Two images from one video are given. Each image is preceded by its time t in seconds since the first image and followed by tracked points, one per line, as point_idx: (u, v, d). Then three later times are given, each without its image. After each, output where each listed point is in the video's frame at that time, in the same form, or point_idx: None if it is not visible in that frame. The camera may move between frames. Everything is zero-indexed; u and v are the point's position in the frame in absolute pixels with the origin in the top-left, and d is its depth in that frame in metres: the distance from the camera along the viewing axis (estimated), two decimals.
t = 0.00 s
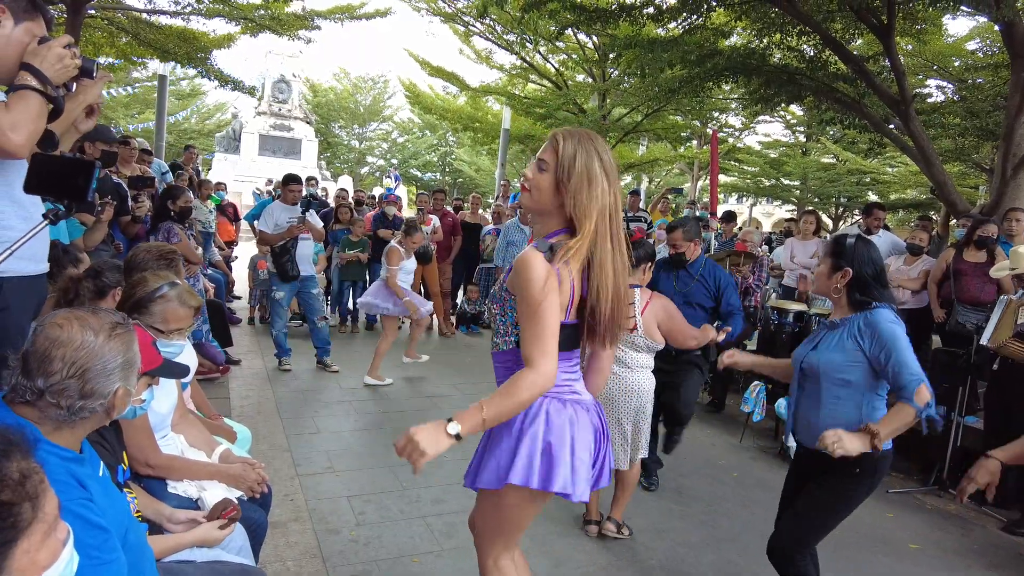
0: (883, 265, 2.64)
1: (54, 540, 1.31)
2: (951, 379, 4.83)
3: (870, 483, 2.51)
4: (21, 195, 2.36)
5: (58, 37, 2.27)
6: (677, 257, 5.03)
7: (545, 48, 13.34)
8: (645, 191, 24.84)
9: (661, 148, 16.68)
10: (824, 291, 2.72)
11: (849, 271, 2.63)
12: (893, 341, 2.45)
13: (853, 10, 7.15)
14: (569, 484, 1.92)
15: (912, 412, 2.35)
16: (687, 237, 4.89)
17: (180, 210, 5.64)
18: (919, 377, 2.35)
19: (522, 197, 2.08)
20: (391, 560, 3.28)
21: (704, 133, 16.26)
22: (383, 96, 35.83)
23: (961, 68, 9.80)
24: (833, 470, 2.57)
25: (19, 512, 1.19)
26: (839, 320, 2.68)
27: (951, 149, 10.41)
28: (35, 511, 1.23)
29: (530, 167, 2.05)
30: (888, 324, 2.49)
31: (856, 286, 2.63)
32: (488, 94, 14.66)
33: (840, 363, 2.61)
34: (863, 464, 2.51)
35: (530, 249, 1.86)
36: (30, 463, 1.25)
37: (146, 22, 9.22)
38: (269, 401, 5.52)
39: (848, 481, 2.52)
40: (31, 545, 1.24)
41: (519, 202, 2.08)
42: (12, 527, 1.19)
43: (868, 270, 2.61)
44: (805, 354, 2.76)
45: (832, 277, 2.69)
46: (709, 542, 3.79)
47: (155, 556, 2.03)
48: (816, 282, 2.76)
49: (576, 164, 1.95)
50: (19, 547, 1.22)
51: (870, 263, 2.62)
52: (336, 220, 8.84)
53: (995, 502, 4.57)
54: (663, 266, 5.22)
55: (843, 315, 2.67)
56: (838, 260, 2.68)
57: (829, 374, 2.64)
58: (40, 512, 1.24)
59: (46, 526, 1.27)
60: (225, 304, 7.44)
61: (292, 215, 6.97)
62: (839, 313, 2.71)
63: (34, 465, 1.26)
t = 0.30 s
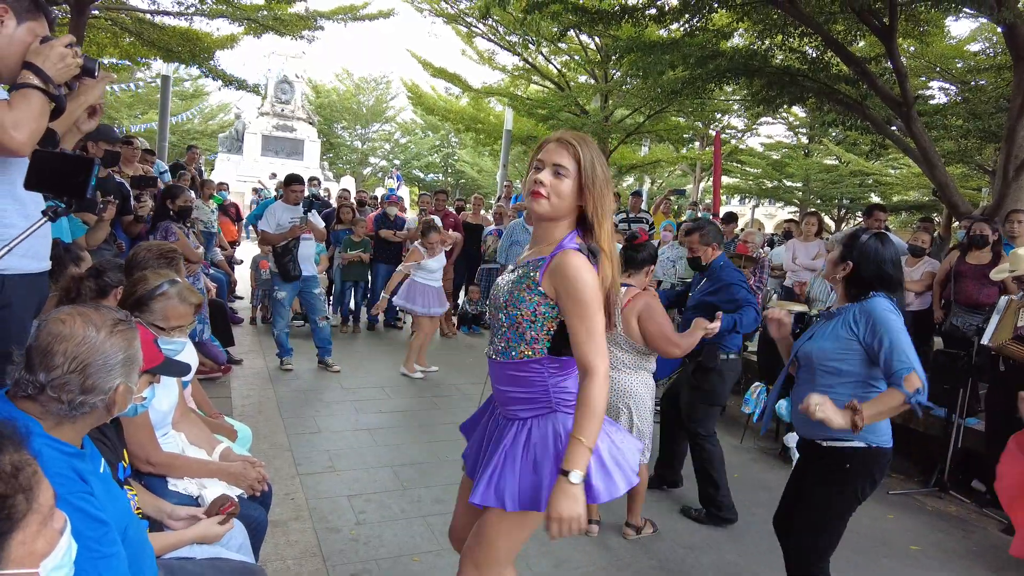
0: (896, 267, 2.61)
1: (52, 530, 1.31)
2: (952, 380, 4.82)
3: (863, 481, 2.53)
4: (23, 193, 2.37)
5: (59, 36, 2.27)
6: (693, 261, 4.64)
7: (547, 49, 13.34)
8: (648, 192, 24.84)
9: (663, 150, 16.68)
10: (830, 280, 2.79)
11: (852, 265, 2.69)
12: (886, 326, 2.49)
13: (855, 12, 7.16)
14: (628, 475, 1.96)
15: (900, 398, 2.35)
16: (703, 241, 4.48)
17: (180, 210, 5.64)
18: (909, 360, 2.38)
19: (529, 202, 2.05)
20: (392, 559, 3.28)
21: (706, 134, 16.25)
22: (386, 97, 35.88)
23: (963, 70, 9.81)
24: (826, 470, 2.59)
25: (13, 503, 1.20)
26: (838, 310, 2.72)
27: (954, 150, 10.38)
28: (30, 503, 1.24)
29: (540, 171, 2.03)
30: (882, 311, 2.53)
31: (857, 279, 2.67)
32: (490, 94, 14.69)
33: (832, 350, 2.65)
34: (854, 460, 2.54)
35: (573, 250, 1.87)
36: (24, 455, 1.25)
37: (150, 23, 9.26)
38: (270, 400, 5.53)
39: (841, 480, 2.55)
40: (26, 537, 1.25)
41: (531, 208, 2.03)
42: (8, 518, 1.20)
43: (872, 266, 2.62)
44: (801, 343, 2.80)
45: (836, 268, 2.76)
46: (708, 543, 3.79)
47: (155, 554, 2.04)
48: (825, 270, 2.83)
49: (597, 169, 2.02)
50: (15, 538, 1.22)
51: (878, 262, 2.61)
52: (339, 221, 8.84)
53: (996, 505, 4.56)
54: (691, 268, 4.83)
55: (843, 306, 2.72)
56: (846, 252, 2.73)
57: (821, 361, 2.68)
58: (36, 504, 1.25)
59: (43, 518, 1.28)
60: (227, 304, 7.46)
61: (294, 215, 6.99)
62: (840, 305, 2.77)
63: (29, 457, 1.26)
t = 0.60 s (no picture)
0: (905, 270, 2.63)
1: (53, 528, 1.32)
2: (952, 382, 4.80)
3: (881, 484, 2.53)
4: (25, 193, 2.37)
5: (62, 37, 2.28)
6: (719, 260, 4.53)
7: (548, 50, 13.33)
8: (648, 193, 24.83)
9: (664, 150, 16.69)
10: (841, 281, 2.80)
11: (865, 268, 2.69)
12: (896, 335, 2.51)
13: (855, 13, 7.16)
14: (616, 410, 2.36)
15: (880, 385, 2.42)
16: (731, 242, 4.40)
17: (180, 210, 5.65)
18: (897, 364, 2.43)
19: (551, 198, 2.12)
20: (392, 560, 3.29)
21: (707, 135, 16.25)
22: (387, 97, 35.89)
23: (963, 71, 9.82)
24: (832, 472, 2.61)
25: (14, 502, 1.21)
26: (850, 313, 2.73)
27: (955, 152, 10.38)
28: (31, 501, 1.24)
29: (563, 171, 2.12)
30: (895, 320, 2.55)
31: (871, 283, 2.69)
32: (491, 95, 14.69)
33: (846, 356, 2.67)
34: (873, 464, 2.55)
35: (610, 248, 2.08)
36: (24, 455, 1.26)
37: (151, 23, 9.27)
38: (271, 400, 5.54)
39: (854, 484, 2.55)
40: (27, 535, 1.25)
41: (555, 206, 2.11)
42: (8, 517, 1.20)
43: (885, 269, 2.64)
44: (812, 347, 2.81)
45: (847, 271, 2.75)
46: (708, 543, 3.79)
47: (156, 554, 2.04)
48: (835, 273, 2.83)
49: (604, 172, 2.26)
50: (16, 536, 1.23)
51: (895, 268, 2.63)
52: (340, 221, 8.85)
53: (997, 505, 4.56)
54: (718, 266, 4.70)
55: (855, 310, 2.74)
56: (856, 255, 2.72)
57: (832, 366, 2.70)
58: (36, 503, 1.25)
59: (43, 516, 1.28)
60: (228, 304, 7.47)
61: (295, 215, 6.99)
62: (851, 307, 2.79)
63: (29, 456, 1.27)
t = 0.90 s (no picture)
0: (892, 270, 2.65)
1: (57, 528, 1.33)
2: (953, 383, 4.80)
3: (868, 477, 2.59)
4: (27, 193, 2.37)
5: (64, 38, 2.29)
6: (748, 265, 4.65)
7: (549, 50, 13.30)
8: (649, 194, 24.80)
9: (665, 151, 16.69)
10: (830, 283, 2.82)
11: (854, 269, 2.70)
12: (884, 337, 2.54)
13: (857, 14, 7.15)
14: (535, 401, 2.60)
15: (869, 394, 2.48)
16: (760, 243, 4.55)
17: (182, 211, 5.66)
18: (887, 373, 2.49)
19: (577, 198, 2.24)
20: (392, 560, 3.29)
21: (708, 136, 16.23)
22: (388, 97, 35.90)
23: (965, 72, 9.80)
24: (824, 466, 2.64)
25: (19, 502, 1.21)
26: (840, 314, 2.76)
27: (956, 153, 10.37)
28: (36, 502, 1.25)
29: (589, 171, 2.25)
30: (882, 322, 2.58)
31: (858, 284, 2.70)
32: (492, 95, 14.69)
33: (836, 356, 2.68)
34: (865, 457, 2.59)
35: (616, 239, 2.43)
36: (28, 455, 1.26)
37: (153, 23, 9.28)
38: (271, 400, 5.54)
39: (849, 476, 2.59)
40: (33, 535, 1.26)
41: (585, 207, 2.24)
42: (13, 517, 1.21)
43: (873, 271, 2.65)
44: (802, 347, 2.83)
45: (838, 273, 2.77)
46: (709, 544, 3.79)
47: (160, 553, 2.05)
48: (824, 273, 2.85)
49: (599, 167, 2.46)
50: (21, 536, 1.23)
51: (883, 271, 2.65)
52: (341, 221, 8.86)
53: (997, 507, 4.56)
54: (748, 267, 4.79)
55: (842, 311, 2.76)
56: (846, 257, 2.74)
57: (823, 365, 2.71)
58: (40, 503, 1.26)
59: (48, 516, 1.29)
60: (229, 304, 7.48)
61: (296, 216, 7.01)
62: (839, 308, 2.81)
63: (33, 457, 1.27)
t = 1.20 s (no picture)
0: (880, 267, 2.68)
1: (63, 533, 1.33)
2: (954, 384, 4.76)
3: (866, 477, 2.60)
4: (29, 195, 2.37)
5: (66, 40, 2.29)
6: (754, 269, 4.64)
7: (550, 51, 13.32)
8: (650, 194, 24.81)
9: (665, 151, 16.70)
10: (818, 284, 2.83)
11: (846, 269, 2.70)
12: (884, 337, 2.54)
13: (858, 15, 7.15)
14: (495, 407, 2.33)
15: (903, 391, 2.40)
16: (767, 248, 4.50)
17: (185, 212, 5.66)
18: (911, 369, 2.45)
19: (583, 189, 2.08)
20: (392, 560, 3.29)
21: (709, 136, 16.24)
22: (389, 97, 35.90)
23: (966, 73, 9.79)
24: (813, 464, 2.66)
25: (25, 507, 1.21)
26: (829, 315, 2.78)
27: (956, 154, 10.37)
28: (42, 506, 1.25)
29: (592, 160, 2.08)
30: (878, 322, 2.58)
31: (849, 284, 2.71)
32: (493, 95, 14.69)
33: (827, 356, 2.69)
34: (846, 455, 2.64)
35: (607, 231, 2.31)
36: (35, 460, 1.26)
37: (154, 23, 9.29)
38: (272, 400, 5.55)
39: (834, 472, 2.63)
40: (39, 539, 1.26)
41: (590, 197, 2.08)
42: (20, 522, 1.21)
43: (863, 268, 2.67)
44: (792, 347, 2.83)
45: (828, 273, 2.77)
46: (710, 545, 3.79)
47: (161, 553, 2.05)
48: (813, 274, 2.85)
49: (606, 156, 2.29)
50: (28, 540, 1.24)
51: (873, 271, 2.67)
52: (342, 220, 8.89)
53: (998, 508, 4.55)
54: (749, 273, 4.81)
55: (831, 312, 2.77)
56: (835, 257, 2.76)
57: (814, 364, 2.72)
58: (47, 507, 1.26)
59: (53, 521, 1.29)
60: (229, 304, 7.49)
61: (297, 216, 6.98)
62: (826, 309, 2.82)
63: (40, 461, 1.28)
